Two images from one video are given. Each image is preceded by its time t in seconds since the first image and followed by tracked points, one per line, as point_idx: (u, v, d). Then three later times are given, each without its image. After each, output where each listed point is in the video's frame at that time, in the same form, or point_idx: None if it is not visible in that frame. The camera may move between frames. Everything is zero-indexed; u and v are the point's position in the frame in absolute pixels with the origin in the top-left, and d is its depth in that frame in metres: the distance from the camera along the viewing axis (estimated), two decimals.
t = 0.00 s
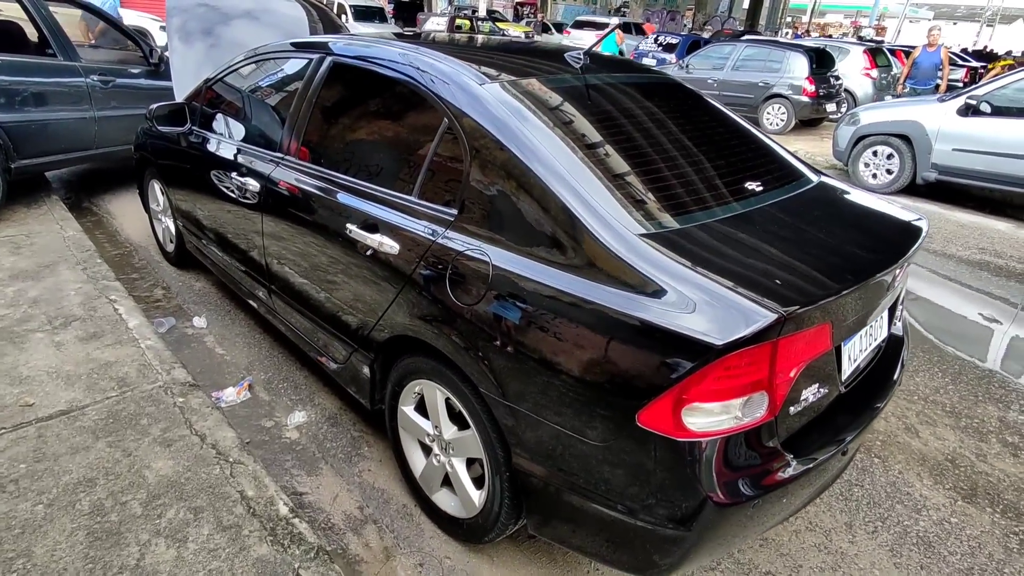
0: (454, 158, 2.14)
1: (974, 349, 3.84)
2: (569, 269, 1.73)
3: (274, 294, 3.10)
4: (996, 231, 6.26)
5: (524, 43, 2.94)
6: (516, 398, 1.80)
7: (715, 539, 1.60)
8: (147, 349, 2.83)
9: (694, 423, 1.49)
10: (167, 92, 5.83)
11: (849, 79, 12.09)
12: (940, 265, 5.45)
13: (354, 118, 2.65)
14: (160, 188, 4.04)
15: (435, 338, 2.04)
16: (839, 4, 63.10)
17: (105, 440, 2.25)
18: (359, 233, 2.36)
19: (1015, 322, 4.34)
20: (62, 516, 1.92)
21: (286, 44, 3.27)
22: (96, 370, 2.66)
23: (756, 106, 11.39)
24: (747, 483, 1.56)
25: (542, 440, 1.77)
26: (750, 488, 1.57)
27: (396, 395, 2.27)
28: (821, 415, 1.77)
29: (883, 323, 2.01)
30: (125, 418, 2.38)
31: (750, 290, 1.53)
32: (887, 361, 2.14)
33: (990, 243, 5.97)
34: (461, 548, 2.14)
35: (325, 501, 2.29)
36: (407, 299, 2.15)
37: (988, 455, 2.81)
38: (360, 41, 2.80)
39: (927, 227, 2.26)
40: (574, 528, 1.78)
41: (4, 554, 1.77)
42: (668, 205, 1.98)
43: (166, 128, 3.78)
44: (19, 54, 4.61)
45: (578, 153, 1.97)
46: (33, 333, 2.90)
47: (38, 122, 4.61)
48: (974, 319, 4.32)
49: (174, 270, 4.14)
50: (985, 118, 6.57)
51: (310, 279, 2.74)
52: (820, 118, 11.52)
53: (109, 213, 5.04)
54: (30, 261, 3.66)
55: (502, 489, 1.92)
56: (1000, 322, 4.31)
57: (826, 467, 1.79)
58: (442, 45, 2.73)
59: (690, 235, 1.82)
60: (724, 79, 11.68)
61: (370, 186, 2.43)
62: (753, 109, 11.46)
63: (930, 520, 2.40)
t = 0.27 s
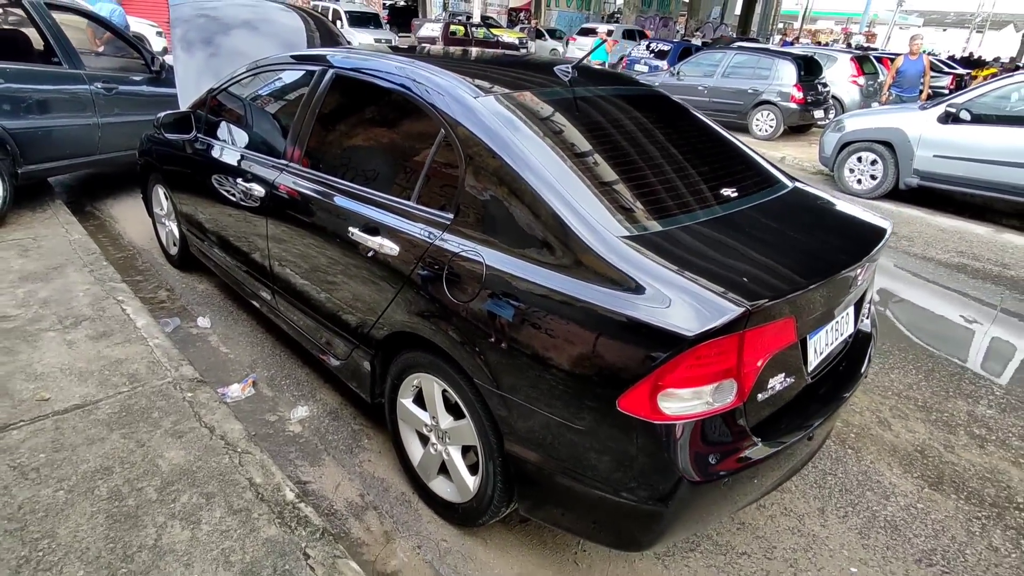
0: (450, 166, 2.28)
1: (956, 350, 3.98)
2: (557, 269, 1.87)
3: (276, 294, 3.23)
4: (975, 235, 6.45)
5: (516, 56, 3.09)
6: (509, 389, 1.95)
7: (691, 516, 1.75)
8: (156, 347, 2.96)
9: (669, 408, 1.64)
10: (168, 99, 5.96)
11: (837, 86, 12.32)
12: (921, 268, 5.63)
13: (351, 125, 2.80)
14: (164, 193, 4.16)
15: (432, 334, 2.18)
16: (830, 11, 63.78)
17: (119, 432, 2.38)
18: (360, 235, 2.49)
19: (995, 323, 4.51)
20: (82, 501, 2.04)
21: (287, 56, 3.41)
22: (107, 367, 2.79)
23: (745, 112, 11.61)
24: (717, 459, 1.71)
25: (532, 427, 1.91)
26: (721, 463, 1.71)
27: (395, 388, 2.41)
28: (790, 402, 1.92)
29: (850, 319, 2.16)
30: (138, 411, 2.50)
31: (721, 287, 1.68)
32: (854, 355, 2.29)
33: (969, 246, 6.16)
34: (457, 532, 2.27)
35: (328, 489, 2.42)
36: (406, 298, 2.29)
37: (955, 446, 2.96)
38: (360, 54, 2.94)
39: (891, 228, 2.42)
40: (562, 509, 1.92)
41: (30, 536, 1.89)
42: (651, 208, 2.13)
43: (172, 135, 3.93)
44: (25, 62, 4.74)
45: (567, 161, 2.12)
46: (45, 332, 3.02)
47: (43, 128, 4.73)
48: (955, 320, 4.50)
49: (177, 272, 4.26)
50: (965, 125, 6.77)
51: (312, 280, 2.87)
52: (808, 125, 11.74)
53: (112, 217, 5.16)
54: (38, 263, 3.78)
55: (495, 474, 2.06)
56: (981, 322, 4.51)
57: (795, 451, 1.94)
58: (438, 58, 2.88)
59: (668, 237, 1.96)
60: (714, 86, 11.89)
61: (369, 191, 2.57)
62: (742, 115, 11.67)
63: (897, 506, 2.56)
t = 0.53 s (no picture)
0: (449, 170, 2.46)
1: (939, 352, 4.16)
2: (547, 264, 2.06)
3: (282, 291, 3.40)
4: (954, 241, 6.68)
5: (510, 67, 3.28)
6: (503, 375, 2.12)
7: (666, 487, 1.92)
8: (168, 341, 3.12)
9: (645, 386, 1.82)
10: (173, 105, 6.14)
11: (826, 96, 12.58)
12: (901, 272, 5.84)
13: (350, 131, 2.98)
14: (172, 196, 4.33)
15: (431, 325, 2.35)
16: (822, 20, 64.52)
17: (137, 417, 2.54)
18: (364, 234, 2.66)
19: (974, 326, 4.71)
20: (106, 478, 2.20)
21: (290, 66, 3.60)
22: (123, 359, 2.95)
23: (736, 121, 11.86)
24: (689, 428, 1.88)
25: (522, 409, 2.09)
26: (692, 433, 1.88)
27: (396, 377, 2.58)
28: (759, 386, 2.10)
29: (816, 312, 2.35)
30: (153, 399, 2.67)
31: (693, 279, 1.86)
32: (821, 346, 2.48)
33: (948, 251, 6.37)
34: (453, 510, 2.44)
35: (332, 472, 2.59)
36: (406, 292, 2.46)
37: (922, 436, 3.15)
38: (362, 65, 3.13)
39: (855, 228, 2.61)
40: (549, 484, 2.09)
41: (59, 508, 2.05)
42: (635, 209, 2.32)
43: (184, 141, 4.05)
44: (37, 69, 4.91)
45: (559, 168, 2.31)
46: (62, 326, 3.18)
47: (54, 133, 4.90)
48: (936, 322, 4.71)
49: (184, 272, 4.42)
50: (945, 135, 7.00)
51: (317, 278, 3.04)
52: (797, 133, 12.00)
53: (118, 218, 5.32)
54: (51, 262, 3.94)
55: (488, 454, 2.23)
56: (961, 325, 4.70)
57: (762, 432, 2.12)
58: (437, 69, 3.06)
59: (647, 236, 2.15)
60: (706, 95, 12.13)
61: (371, 193, 2.74)
62: (733, 124, 11.92)
63: (865, 489, 2.74)
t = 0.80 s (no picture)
0: (450, 175, 2.59)
1: (930, 356, 4.26)
2: (541, 261, 2.19)
3: (288, 289, 3.53)
4: (943, 247, 6.83)
5: (508, 76, 3.43)
6: (500, 366, 2.25)
7: (652, 470, 2.05)
8: (178, 336, 3.25)
9: (632, 374, 1.95)
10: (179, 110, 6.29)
11: (821, 104, 12.76)
12: (891, 277, 5.98)
13: (353, 135, 3.12)
14: (181, 198, 4.46)
15: (433, 320, 2.48)
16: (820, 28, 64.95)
17: (151, 406, 2.66)
18: (368, 233, 2.80)
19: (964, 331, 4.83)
20: (123, 462, 2.33)
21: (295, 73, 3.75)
22: (136, 353, 3.07)
23: (732, 128, 12.03)
24: (673, 411, 2.01)
25: (518, 398, 2.22)
26: (676, 416, 2.01)
27: (398, 370, 2.71)
28: (741, 377, 2.24)
29: (796, 309, 2.49)
30: (166, 390, 2.79)
31: (677, 275, 2.00)
32: (802, 341, 2.62)
33: (936, 257, 6.52)
34: (452, 497, 2.57)
35: (336, 460, 2.71)
36: (408, 289, 2.60)
37: (902, 431, 3.28)
38: (366, 73, 3.27)
39: (834, 230, 2.76)
40: (542, 469, 2.22)
41: (80, 489, 2.18)
42: (626, 210, 2.46)
43: (194, 145, 4.22)
44: (50, 74, 5.05)
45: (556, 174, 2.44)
46: (77, 322, 3.31)
47: (66, 136, 5.04)
48: (927, 327, 4.84)
49: (191, 271, 4.55)
50: (934, 143, 7.16)
51: (322, 276, 3.17)
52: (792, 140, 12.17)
53: (126, 220, 5.45)
54: (64, 261, 4.07)
55: (485, 441, 2.36)
56: (951, 329, 4.83)
57: (743, 420, 2.26)
58: (439, 78, 3.20)
59: (636, 235, 2.28)
60: (703, 102, 12.30)
61: (374, 194, 2.88)
62: (729, 131, 12.09)
63: (845, 479, 2.87)
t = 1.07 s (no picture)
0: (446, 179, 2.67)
1: (925, 361, 4.30)
2: (530, 262, 2.27)
3: (286, 290, 3.62)
4: (936, 253, 6.89)
5: (502, 83, 3.52)
6: (488, 363, 2.33)
7: (633, 463, 2.13)
8: (178, 335, 3.33)
9: (613, 369, 2.03)
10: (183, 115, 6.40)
11: (819, 111, 12.85)
12: (884, 282, 6.05)
13: (353, 141, 3.21)
14: (183, 201, 4.56)
15: (425, 319, 2.56)
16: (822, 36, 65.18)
17: (151, 402, 2.74)
18: (364, 235, 2.89)
19: (958, 337, 4.88)
20: (124, 455, 2.40)
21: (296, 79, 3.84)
22: (137, 350, 3.16)
23: (730, 135, 12.12)
24: (656, 404, 2.09)
25: (505, 394, 2.29)
26: (658, 408, 2.10)
27: (391, 367, 2.79)
28: (722, 374, 2.32)
29: (777, 310, 2.57)
30: (166, 386, 2.87)
31: (658, 276, 2.08)
32: (784, 341, 2.70)
33: (929, 262, 6.59)
34: (442, 491, 2.64)
35: (331, 455, 2.79)
36: (402, 289, 2.68)
37: (887, 432, 3.35)
38: (365, 80, 3.36)
39: (817, 233, 2.84)
40: (529, 463, 2.30)
41: (82, 479, 2.25)
42: (616, 213, 2.55)
43: (196, 149, 4.33)
44: (57, 80, 5.16)
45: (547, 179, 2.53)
46: (80, 320, 3.39)
47: (71, 140, 5.15)
48: (922, 332, 4.88)
49: (192, 273, 4.64)
50: (928, 150, 7.23)
51: (319, 277, 3.26)
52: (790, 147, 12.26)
53: (129, 222, 5.55)
54: (68, 262, 4.16)
55: (474, 436, 2.44)
56: (945, 335, 4.88)
57: (723, 416, 2.33)
58: (436, 85, 3.29)
59: (621, 237, 2.37)
60: (702, 109, 12.41)
61: (371, 197, 2.97)
62: (727, 138, 12.18)
63: (828, 477, 2.93)
